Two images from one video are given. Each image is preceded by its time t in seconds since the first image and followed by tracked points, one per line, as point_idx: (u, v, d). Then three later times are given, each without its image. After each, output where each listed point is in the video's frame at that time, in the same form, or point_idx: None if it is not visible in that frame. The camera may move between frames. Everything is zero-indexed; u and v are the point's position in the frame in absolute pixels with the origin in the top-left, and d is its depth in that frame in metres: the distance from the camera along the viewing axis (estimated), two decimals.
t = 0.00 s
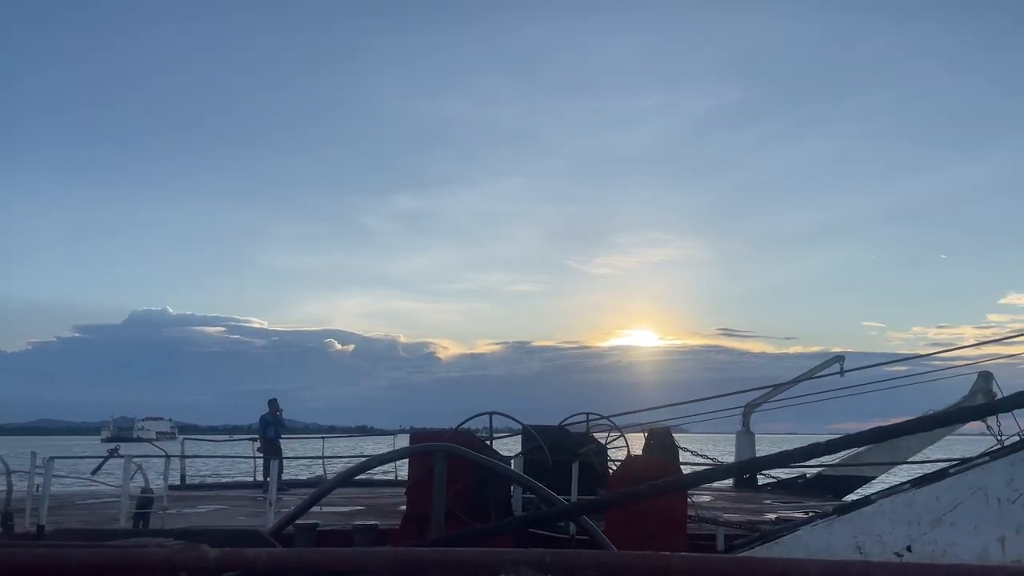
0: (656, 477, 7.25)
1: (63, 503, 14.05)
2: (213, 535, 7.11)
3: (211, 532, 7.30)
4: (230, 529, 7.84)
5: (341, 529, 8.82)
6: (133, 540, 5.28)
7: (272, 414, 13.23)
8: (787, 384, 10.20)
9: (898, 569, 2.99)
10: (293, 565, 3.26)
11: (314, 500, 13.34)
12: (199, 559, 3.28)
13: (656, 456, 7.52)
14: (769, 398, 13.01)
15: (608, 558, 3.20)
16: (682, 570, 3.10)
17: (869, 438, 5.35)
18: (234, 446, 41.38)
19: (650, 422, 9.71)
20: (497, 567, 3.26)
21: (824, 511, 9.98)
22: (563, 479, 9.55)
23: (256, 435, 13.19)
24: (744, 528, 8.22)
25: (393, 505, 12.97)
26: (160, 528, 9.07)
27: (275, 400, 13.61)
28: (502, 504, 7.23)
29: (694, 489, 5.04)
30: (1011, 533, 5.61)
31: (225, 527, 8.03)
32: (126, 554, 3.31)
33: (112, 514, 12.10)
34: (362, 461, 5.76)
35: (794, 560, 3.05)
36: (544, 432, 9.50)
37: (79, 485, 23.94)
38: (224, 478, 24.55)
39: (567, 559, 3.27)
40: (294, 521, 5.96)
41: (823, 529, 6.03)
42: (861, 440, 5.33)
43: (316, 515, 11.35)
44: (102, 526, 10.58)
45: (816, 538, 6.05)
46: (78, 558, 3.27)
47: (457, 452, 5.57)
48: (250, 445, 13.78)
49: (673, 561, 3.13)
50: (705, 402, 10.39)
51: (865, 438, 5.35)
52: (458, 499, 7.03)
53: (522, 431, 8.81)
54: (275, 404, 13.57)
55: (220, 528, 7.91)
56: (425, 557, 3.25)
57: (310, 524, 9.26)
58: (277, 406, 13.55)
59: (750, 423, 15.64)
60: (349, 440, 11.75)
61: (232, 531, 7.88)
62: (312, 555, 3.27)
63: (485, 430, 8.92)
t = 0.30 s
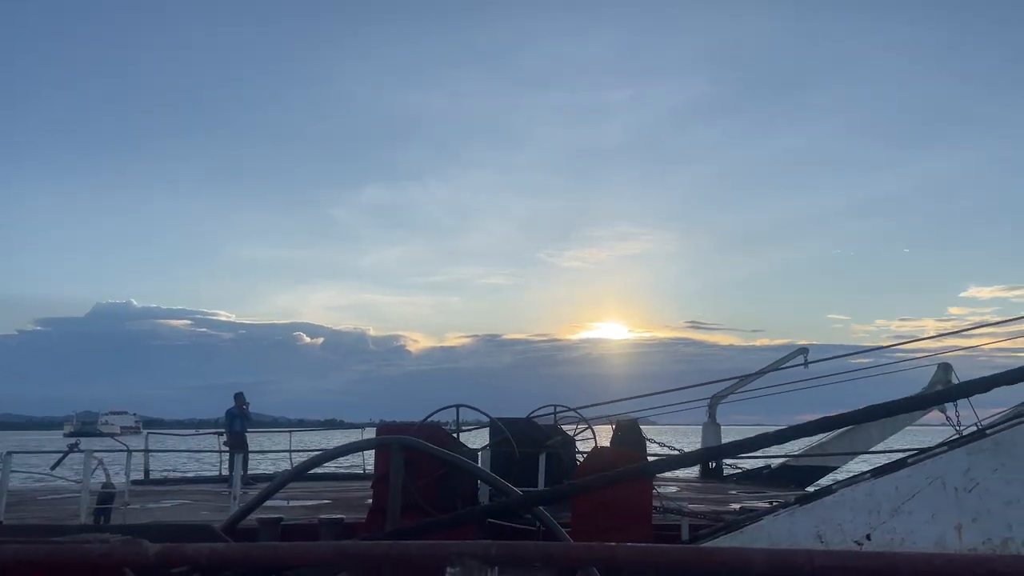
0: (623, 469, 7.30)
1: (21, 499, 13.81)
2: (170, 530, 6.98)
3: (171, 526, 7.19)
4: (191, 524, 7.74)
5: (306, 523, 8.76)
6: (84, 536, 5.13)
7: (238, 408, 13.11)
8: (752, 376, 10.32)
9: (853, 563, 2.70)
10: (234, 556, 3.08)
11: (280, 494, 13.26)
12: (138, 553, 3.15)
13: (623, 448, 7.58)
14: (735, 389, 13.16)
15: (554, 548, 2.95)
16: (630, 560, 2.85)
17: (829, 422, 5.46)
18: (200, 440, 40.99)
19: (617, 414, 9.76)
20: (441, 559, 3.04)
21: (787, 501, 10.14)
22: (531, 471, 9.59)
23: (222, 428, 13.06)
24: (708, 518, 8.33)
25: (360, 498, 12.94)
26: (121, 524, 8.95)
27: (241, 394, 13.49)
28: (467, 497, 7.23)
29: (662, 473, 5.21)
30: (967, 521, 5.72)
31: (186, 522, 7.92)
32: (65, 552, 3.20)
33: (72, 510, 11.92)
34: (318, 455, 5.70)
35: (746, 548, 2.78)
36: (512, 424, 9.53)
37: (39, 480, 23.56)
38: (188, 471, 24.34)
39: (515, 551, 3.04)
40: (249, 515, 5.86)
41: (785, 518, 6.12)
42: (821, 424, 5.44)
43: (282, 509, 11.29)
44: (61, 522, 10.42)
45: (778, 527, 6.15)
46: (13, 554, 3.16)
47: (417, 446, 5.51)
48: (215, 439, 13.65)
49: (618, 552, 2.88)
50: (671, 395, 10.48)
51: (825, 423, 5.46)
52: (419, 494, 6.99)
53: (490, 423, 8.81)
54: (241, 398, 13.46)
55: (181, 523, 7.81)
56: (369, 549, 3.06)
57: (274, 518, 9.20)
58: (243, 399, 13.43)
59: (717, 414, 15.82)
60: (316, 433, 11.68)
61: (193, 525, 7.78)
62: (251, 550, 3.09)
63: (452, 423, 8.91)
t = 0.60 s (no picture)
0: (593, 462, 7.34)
1: None
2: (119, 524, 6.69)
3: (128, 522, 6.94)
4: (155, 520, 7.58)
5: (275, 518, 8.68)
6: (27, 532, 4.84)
7: (207, 403, 12.98)
8: (723, 369, 10.40)
9: (804, 551, 2.78)
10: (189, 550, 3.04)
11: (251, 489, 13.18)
12: (86, 547, 3.07)
13: (594, 442, 7.61)
14: (705, 382, 13.27)
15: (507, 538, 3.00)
16: (583, 549, 2.91)
17: (795, 411, 5.53)
18: (169, 435, 40.55)
19: (588, 407, 9.80)
20: (394, 550, 3.04)
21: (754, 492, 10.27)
22: (502, 465, 9.63)
23: (190, 423, 12.94)
24: (677, 510, 8.43)
25: (331, 493, 12.89)
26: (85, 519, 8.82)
27: (210, 388, 13.36)
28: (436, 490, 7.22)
29: (629, 462, 5.30)
30: (930, 512, 5.83)
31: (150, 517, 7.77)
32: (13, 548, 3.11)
33: (35, 507, 11.72)
34: (280, 448, 5.63)
35: (698, 537, 2.85)
36: (483, 418, 9.55)
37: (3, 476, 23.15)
38: (157, 467, 24.06)
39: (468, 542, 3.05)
40: (202, 514, 5.58)
41: (752, 509, 6.21)
42: (787, 413, 5.52)
43: (251, 504, 11.22)
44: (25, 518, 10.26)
45: (745, 519, 6.23)
46: None
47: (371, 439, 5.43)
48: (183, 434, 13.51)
49: (571, 541, 2.94)
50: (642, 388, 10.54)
51: (791, 411, 5.54)
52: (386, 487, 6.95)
53: (460, 417, 8.81)
54: (210, 392, 13.33)
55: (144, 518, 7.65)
56: (324, 541, 3.04)
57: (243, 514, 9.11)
58: (212, 394, 13.30)
59: (687, 407, 15.94)
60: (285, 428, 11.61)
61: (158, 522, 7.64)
62: (203, 541, 3.05)
63: (423, 417, 8.90)
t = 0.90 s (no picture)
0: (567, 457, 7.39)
1: None
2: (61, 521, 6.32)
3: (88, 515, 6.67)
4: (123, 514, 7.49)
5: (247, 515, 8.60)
6: None
7: (179, 398, 12.87)
8: (696, 363, 10.49)
9: (760, 537, 2.84)
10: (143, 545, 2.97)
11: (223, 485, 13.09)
12: (38, 539, 2.98)
13: (568, 436, 7.65)
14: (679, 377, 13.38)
15: (469, 527, 3.01)
16: (544, 537, 2.92)
17: (768, 397, 5.60)
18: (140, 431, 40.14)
19: (562, 402, 9.85)
20: (356, 540, 3.04)
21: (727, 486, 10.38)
22: (476, 460, 9.65)
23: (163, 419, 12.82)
24: (651, 504, 8.51)
25: (304, 488, 12.86)
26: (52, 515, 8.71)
27: (182, 383, 13.24)
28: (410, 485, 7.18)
29: (603, 450, 5.36)
30: (898, 504, 5.90)
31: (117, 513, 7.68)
32: None
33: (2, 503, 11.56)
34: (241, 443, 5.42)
35: (657, 524, 2.91)
36: (458, 413, 9.57)
37: None
38: (128, 464, 23.82)
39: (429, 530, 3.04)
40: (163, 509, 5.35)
41: (725, 502, 6.28)
42: (759, 401, 5.59)
43: (223, 500, 11.15)
44: None
45: (718, 512, 6.29)
46: None
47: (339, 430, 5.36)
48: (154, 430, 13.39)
49: (531, 529, 2.96)
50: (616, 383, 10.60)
51: (764, 398, 5.60)
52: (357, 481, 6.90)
53: (436, 412, 8.81)
54: (183, 387, 13.22)
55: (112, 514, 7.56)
56: (284, 531, 3.01)
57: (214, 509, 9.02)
58: (185, 389, 13.19)
59: (661, 401, 16.05)
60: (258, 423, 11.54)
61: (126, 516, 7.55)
62: (160, 532, 3.00)
63: (398, 411, 8.89)
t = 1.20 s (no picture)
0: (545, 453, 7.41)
1: None
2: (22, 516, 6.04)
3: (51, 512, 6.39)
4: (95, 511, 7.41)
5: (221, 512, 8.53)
6: None
7: (155, 395, 12.76)
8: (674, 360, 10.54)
9: (724, 529, 2.84)
10: (108, 541, 2.92)
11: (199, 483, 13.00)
12: None
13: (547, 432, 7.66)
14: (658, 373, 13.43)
15: (434, 520, 2.99)
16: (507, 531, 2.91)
17: (746, 389, 5.63)
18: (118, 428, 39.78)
19: (541, 398, 9.86)
20: (320, 535, 3.02)
21: (704, 482, 10.44)
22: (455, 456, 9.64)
23: (138, 416, 12.71)
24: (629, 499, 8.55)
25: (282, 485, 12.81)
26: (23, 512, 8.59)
27: (159, 379, 13.12)
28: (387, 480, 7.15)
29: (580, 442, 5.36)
30: (872, 499, 5.96)
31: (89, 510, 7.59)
32: None
33: None
34: (209, 438, 5.16)
35: (623, 517, 2.89)
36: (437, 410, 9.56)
37: None
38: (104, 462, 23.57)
39: (392, 524, 3.03)
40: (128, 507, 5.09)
41: (701, 498, 6.32)
42: (736, 393, 5.62)
43: (199, 498, 11.07)
44: None
45: (694, 507, 6.32)
46: None
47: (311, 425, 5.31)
48: (130, 428, 13.26)
49: (497, 523, 2.94)
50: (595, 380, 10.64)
51: (742, 390, 5.63)
52: (333, 478, 6.86)
53: (414, 409, 8.79)
54: (160, 384, 13.11)
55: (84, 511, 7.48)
56: (245, 526, 2.97)
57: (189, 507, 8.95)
58: (162, 386, 13.09)
59: (640, 397, 16.12)
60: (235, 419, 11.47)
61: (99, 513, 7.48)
62: (119, 527, 2.95)
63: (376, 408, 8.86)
